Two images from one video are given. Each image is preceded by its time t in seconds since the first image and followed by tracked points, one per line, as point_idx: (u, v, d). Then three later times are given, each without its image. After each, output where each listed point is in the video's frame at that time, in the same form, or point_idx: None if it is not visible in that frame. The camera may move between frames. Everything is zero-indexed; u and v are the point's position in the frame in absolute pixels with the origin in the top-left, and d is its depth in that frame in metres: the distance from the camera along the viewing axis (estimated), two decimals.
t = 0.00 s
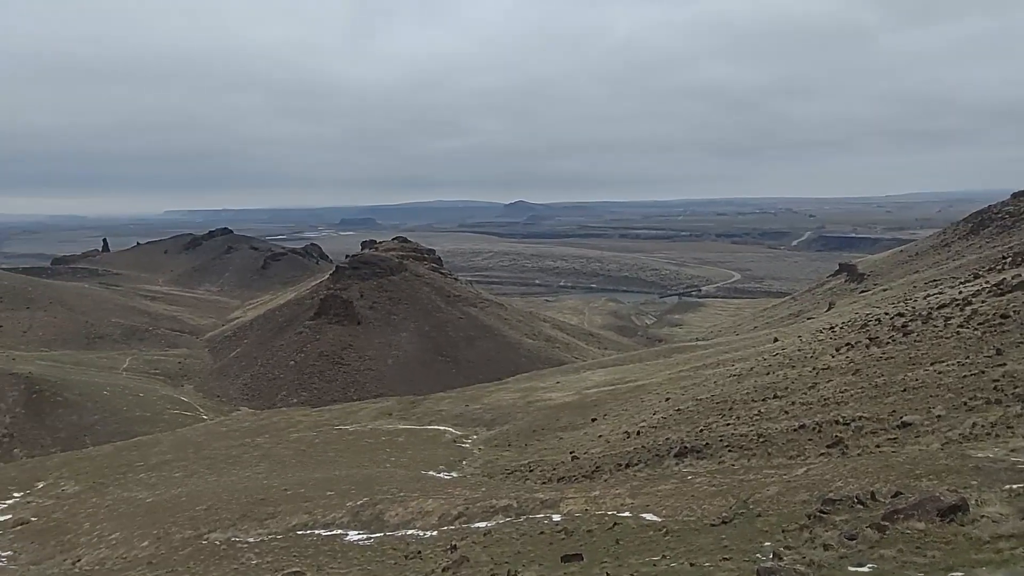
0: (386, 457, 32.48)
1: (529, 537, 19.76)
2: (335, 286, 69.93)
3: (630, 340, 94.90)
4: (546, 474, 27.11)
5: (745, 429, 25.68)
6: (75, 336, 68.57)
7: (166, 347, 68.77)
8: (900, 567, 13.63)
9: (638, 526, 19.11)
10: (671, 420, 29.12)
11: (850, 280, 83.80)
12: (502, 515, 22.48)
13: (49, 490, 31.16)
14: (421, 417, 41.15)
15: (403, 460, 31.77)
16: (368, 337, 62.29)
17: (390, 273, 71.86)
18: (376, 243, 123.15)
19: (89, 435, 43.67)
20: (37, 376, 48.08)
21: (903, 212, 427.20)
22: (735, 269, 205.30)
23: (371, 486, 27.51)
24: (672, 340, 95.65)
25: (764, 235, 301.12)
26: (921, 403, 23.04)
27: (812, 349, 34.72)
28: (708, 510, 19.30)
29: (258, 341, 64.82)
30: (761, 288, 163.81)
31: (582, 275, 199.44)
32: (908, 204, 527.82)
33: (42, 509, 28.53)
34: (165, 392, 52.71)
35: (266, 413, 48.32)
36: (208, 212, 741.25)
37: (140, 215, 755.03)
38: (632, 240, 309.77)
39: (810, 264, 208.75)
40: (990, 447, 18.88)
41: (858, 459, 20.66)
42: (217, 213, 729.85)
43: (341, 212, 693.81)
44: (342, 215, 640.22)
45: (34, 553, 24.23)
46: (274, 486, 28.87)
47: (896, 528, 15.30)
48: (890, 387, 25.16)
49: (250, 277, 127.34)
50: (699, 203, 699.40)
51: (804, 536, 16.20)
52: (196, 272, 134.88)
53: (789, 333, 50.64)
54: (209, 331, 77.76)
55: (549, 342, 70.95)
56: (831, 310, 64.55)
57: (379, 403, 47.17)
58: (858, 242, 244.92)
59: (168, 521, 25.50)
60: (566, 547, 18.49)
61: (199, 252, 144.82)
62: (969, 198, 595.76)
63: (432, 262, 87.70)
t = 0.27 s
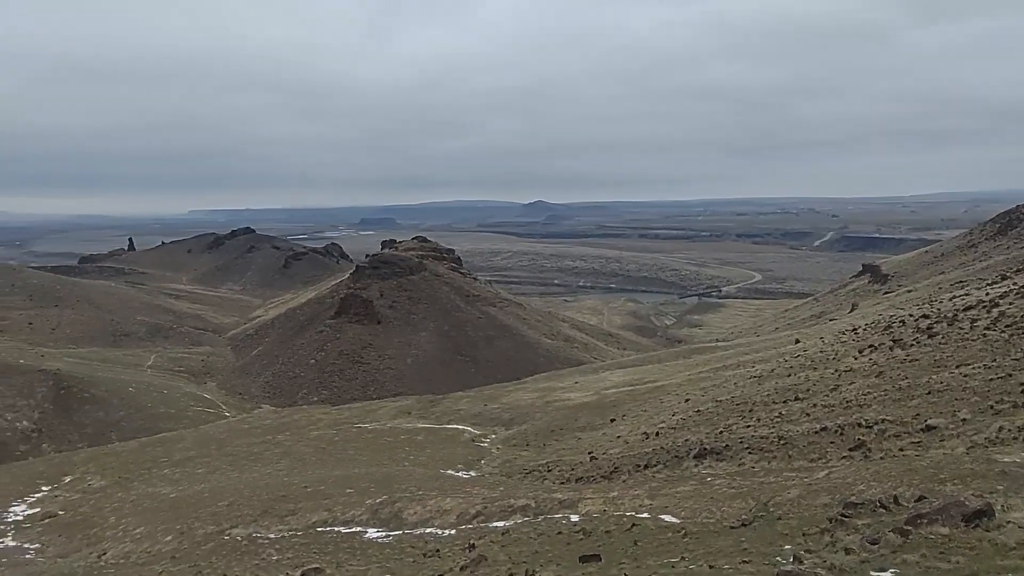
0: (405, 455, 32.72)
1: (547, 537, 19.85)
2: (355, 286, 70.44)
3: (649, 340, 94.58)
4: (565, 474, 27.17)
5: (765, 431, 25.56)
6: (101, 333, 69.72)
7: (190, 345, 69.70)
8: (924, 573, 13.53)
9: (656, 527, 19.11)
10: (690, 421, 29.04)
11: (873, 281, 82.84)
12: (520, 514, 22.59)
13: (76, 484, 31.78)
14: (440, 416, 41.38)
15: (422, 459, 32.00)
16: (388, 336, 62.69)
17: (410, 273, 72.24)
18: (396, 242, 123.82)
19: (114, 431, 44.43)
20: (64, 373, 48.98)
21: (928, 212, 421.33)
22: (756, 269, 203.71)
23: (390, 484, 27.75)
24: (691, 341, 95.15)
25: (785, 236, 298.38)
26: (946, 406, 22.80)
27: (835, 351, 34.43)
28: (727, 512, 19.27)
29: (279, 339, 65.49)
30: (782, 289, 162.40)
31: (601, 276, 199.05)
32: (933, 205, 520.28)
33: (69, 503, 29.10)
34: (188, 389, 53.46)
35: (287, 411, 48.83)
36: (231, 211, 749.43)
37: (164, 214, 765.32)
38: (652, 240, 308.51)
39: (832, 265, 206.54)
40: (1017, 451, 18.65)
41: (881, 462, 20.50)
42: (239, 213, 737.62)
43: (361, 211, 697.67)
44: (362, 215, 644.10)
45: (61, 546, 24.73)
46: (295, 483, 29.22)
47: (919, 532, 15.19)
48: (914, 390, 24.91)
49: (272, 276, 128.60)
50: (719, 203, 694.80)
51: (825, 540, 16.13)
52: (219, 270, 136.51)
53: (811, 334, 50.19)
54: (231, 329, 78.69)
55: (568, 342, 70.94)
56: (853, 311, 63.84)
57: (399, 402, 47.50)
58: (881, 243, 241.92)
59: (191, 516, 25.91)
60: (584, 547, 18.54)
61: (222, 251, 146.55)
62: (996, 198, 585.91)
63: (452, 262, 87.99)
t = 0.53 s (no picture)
0: (422, 454, 32.90)
1: (564, 536, 19.88)
2: (374, 284, 70.82)
3: (668, 341, 94.15)
4: (582, 474, 27.17)
5: (785, 433, 25.38)
6: (125, 330, 70.73)
7: (211, 342, 70.51)
8: None
9: (674, 529, 19.08)
10: (709, 422, 28.91)
11: (896, 282, 81.79)
12: (537, 514, 22.64)
13: (101, 478, 32.30)
14: (458, 414, 41.54)
15: (440, 457, 32.14)
16: (406, 335, 62.99)
17: (429, 271, 72.50)
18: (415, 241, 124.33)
19: (138, 426, 45.08)
20: (89, 369, 49.78)
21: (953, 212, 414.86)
22: (776, 270, 201.93)
23: (408, 482, 27.92)
24: (711, 341, 94.57)
25: (807, 236, 295.43)
26: (970, 410, 22.51)
27: (856, 353, 34.07)
28: (746, 514, 19.19)
29: (299, 337, 66.05)
30: (802, 290, 160.86)
31: (619, 275, 198.44)
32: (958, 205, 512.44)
33: (94, 497, 29.60)
34: (209, 386, 54.11)
35: (306, 408, 49.25)
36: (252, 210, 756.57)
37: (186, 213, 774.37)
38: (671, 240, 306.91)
39: (854, 265, 204.16)
40: None
41: (903, 466, 20.30)
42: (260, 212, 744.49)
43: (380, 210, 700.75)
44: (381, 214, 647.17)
45: (86, 538, 25.17)
46: (314, 479, 29.48)
47: (942, 538, 15.03)
48: (938, 393, 24.61)
49: (292, 274, 129.67)
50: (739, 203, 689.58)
51: (846, 544, 16.01)
52: (240, 269, 137.90)
53: (833, 335, 49.65)
54: (252, 327, 79.48)
55: (586, 342, 70.83)
56: (876, 312, 63.13)
57: (417, 400, 47.74)
58: (905, 243, 238.75)
59: (212, 511, 26.25)
60: (601, 547, 18.55)
61: (244, 249, 148.03)
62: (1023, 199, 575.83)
63: (470, 261, 88.17)
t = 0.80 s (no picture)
0: (437, 452, 33.01)
1: (577, 536, 19.89)
2: (390, 283, 71.08)
3: (683, 341, 93.76)
4: (596, 474, 27.15)
5: (802, 434, 25.22)
6: (144, 326, 71.49)
7: (229, 340, 71.13)
8: None
9: (688, 530, 19.04)
10: (724, 424, 28.79)
11: (916, 283, 80.85)
12: (551, 513, 22.66)
13: (120, 473, 32.71)
14: (472, 413, 41.63)
15: (454, 456, 32.25)
16: (421, 333, 63.19)
17: (444, 271, 72.68)
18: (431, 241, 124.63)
19: (156, 422, 45.59)
20: (109, 365, 50.40)
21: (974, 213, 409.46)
22: (793, 270, 200.33)
23: (422, 480, 28.05)
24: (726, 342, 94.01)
25: (825, 236, 292.82)
26: (990, 413, 22.25)
27: (874, 355, 33.77)
28: (761, 516, 19.11)
29: (315, 335, 66.47)
30: (820, 290, 159.46)
31: (635, 275, 197.81)
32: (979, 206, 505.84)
33: (114, 491, 29.99)
34: (227, 382, 54.60)
35: (322, 406, 49.57)
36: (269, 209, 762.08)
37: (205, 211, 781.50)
38: (686, 240, 305.43)
39: (873, 266, 202.13)
40: None
41: (921, 469, 20.12)
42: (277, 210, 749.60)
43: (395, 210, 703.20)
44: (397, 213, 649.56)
45: (105, 532, 25.50)
46: (330, 476, 29.69)
47: (960, 542, 14.90)
48: (958, 395, 24.34)
49: (309, 273, 130.47)
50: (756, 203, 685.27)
51: (863, 547, 15.90)
52: (257, 267, 138.95)
53: (850, 336, 49.30)
54: (269, 325, 80.10)
55: (601, 341, 70.70)
56: (894, 314, 62.51)
57: (431, 399, 47.91)
58: (925, 244, 235.97)
59: (229, 507, 26.50)
60: (614, 548, 18.55)
61: (261, 248, 149.15)
62: None
63: (485, 260, 88.24)
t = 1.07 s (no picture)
0: (450, 451, 33.13)
1: (590, 537, 19.92)
2: (404, 282, 71.36)
3: (698, 342, 93.37)
4: (609, 475, 27.14)
5: (817, 437, 25.09)
6: (162, 324, 72.23)
7: (245, 338, 71.70)
8: None
9: (702, 532, 19.01)
10: (738, 425, 28.70)
11: (934, 285, 80.04)
12: (564, 513, 22.70)
13: (138, 469, 33.10)
14: (485, 413, 41.74)
15: (467, 455, 32.35)
16: (435, 333, 63.40)
17: (458, 270, 72.88)
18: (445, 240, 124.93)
19: (174, 419, 46.08)
20: (127, 362, 50.97)
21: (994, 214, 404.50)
22: (810, 271, 198.87)
23: (436, 479, 28.17)
24: (741, 343, 93.52)
25: (842, 237, 290.38)
26: (1010, 417, 22.05)
27: (891, 357, 33.50)
28: (776, 519, 19.04)
29: (330, 334, 66.86)
30: (836, 292, 158.18)
31: (649, 275, 197.14)
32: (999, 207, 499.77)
33: (131, 487, 30.36)
34: (243, 380, 55.09)
35: (336, 404, 49.86)
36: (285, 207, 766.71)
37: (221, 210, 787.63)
38: (701, 241, 304.05)
39: (890, 268, 200.16)
40: None
41: (939, 473, 19.97)
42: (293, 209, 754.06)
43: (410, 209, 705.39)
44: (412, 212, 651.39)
45: (123, 527, 25.84)
46: (343, 474, 29.88)
47: (978, 547, 14.78)
48: (976, 399, 24.13)
49: (324, 272, 131.20)
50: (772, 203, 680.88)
51: (879, 552, 15.82)
52: (273, 265, 139.91)
53: (867, 338, 48.86)
54: (284, 323, 80.68)
55: (615, 342, 70.59)
56: (912, 316, 61.89)
57: (445, 398, 48.05)
58: (943, 246, 233.49)
59: (244, 503, 26.76)
60: (627, 549, 18.57)
61: (277, 246, 150.13)
62: None
63: (499, 260, 88.36)
